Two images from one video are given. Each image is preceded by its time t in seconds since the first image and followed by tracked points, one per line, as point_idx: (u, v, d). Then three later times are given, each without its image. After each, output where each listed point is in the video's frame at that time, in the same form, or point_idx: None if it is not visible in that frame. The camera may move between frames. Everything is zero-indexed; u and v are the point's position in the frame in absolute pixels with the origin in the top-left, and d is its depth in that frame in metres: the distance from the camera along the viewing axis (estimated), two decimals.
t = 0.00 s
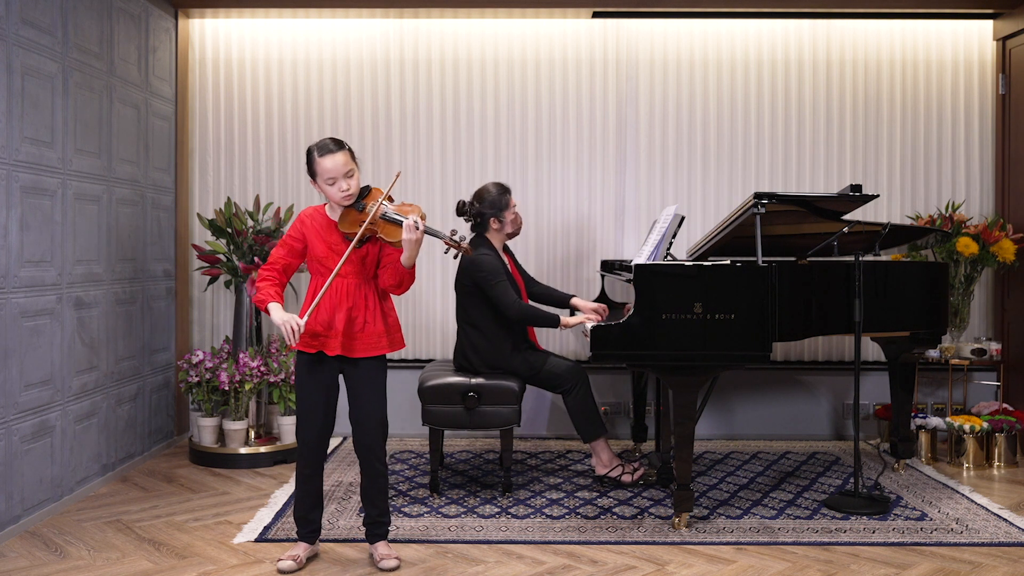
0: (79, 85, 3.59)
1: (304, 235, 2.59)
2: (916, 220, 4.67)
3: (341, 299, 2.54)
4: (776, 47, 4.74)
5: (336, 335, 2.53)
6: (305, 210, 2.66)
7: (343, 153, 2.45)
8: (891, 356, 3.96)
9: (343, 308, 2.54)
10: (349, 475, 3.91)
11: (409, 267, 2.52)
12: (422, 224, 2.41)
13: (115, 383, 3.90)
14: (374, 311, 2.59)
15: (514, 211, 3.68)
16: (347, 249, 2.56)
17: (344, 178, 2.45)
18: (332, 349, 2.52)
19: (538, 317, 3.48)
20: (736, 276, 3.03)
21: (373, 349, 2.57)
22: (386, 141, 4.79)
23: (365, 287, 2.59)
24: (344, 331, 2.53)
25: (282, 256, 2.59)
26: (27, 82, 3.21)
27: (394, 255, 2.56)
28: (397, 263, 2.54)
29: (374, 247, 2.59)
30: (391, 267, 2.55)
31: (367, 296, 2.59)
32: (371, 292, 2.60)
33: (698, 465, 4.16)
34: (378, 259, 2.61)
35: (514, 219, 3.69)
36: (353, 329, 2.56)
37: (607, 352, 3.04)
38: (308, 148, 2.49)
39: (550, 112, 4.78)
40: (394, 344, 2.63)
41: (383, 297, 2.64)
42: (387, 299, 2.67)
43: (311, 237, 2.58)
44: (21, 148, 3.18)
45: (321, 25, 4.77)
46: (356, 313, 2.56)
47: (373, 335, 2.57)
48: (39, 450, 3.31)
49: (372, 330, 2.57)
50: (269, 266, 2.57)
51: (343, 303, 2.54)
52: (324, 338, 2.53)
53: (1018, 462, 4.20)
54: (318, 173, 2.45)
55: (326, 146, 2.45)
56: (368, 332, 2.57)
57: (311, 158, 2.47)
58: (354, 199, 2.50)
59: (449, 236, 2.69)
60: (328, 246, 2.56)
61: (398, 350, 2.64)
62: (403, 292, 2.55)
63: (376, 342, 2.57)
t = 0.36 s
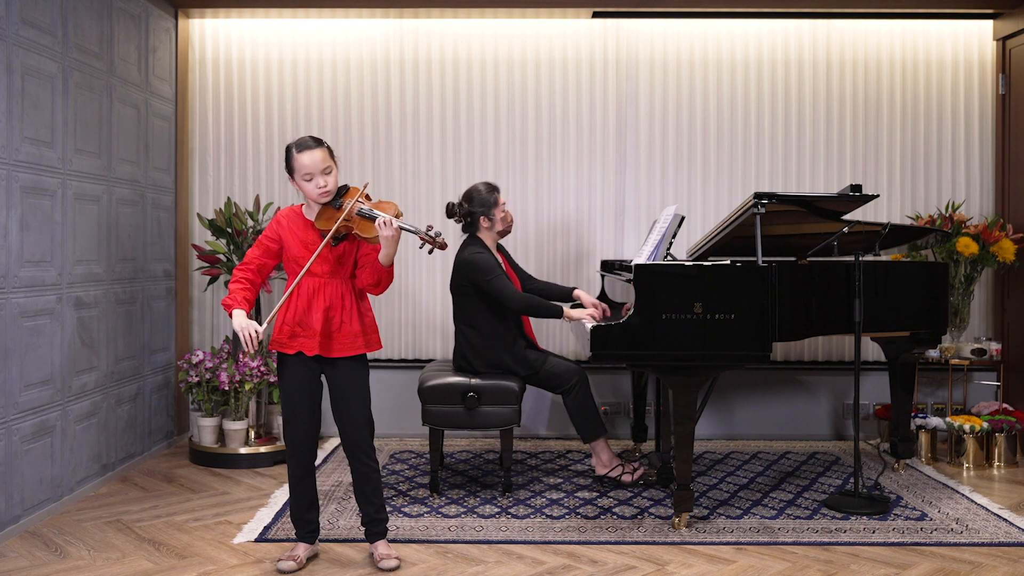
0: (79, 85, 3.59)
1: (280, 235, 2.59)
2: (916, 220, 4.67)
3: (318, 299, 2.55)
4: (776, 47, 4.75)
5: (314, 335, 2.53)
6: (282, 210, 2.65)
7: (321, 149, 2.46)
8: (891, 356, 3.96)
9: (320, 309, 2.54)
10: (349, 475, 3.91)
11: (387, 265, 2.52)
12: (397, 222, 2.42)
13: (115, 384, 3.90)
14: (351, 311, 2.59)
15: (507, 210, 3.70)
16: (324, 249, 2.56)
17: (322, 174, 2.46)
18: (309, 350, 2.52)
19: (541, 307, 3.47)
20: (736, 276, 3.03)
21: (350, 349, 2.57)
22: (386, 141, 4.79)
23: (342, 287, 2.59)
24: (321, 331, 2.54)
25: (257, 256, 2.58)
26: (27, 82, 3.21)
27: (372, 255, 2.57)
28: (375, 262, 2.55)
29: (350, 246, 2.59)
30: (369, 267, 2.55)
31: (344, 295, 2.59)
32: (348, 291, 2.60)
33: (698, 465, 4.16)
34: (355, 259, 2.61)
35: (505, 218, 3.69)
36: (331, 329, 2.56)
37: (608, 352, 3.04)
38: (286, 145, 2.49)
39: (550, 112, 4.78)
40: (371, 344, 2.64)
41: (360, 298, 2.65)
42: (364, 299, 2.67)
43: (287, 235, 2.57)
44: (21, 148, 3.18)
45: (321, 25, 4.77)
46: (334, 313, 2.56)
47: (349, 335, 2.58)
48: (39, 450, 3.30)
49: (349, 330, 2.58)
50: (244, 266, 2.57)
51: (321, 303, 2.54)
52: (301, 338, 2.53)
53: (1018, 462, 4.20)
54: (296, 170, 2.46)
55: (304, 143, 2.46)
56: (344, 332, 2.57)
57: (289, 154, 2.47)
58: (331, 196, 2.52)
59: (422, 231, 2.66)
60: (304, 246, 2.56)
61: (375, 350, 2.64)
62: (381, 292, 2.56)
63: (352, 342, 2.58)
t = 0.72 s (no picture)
0: (79, 85, 3.59)
1: (273, 235, 2.57)
2: (916, 220, 4.67)
3: (316, 299, 2.53)
4: (776, 47, 4.74)
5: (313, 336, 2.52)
6: (271, 210, 2.62)
7: (316, 148, 2.48)
8: (891, 356, 3.96)
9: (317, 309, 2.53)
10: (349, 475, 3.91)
11: (394, 265, 2.56)
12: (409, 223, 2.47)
13: (115, 384, 3.90)
14: (348, 310, 2.59)
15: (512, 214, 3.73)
16: (320, 249, 2.55)
17: (319, 173, 2.47)
18: (308, 351, 2.52)
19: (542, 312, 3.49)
20: (736, 276, 3.03)
21: (349, 348, 2.57)
22: (386, 141, 4.79)
23: (339, 286, 2.59)
24: (321, 331, 2.53)
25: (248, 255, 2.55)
26: (27, 82, 3.21)
27: (373, 256, 2.62)
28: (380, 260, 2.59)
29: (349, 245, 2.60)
30: (373, 267, 2.59)
31: (341, 295, 2.59)
32: (344, 290, 2.60)
33: (698, 465, 4.16)
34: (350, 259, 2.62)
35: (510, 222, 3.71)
36: (329, 329, 2.55)
37: (608, 352, 3.04)
38: (279, 145, 2.50)
39: (550, 112, 4.78)
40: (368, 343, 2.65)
41: (355, 297, 2.65)
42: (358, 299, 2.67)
43: (281, 234, 2.56)
44: (21, 148, 3.18)
45: (321, 25, 4.77)
46: (332, 313, 2.56)
47: (347, 334, 2.58)
48: (39, 450, 3.30)
49: (348, 330, 2.58)
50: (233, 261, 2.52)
51: (319, 303, 2.54)
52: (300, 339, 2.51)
53: (1018, 462, 4.20)
54: (291, 169, 2.46)
55: (297, 143, 2.48)
56: (341, 332, 2.57)
57: (283, 154, 2.48)
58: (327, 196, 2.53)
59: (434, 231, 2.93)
60: (299, 246, 2.54)
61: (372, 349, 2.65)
62: (387, 289, 2.60)
63: (350, 342, 2.58)
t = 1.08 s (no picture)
0: (79, 85, 3.59)
1: (286, 236, 2.58)
2: (916, 220, 4.67)
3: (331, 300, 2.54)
4: (776, 47, 4.74)
5: (328, 337, 2.52)
6: (282, 211, 2.63)
7: (322, 152, 2.46)
8: (891, 356, 3.97)
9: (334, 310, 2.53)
10: (349, 475, 3.91)
11: (408, 265, 2.55)
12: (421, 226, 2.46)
13: (115, 384, 3.90)
14: (363, 310, 2.60)
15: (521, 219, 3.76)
16: (333, 249, 2.56)
17: (327, 177, 2.46)
18: (325, 353, 2.52)
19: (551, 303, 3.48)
20: (736, 276, 3.03)
21: (364, 347, 2.59)
22: (385, 141, 4.79)
23: (352, 287, 2.57)
24: (336, 332, 2.53)
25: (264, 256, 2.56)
26: (27, 82, 3.21)
27: (386, 256, 2.62)
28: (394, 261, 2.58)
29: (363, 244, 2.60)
30: (386, 267, 2.59)
31: (356, 295, 2.58)
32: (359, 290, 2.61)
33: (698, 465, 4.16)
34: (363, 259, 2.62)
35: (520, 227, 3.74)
36: (344, 329, 2.56)
37: (608, 352, 3.04)
38: (285, 148, 2.48)
39: (550, 112, 4.78)
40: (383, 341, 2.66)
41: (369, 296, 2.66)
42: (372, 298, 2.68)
43: (294, 234, 2.57)
44: (21, 148, 3.18)
45: (321, 25, 4.77)
46: (346, 313, 2.56)
47: (362, 334, 2.59)
48: (39, 450, 3.30)
49: (362, 329, 2.59)
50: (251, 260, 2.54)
51: (334, 304, 2.54)
52: (316, 340, 2.52)
53: (1018, 462, 4.20)
54: (300, 173, 2.45)
55: (303, 147, 2.46)
56: (357, 332, 2.58)
57: (290, 158, 2.46)
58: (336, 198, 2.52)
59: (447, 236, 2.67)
60: (312, 247, 2.55)
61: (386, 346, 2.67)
62: (401, 289, 2.60)
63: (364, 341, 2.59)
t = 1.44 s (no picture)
0: (79, 85, 3.59)
1: (316, 231, 2.62)
2: (916, 220, 4.67)
3: (348, 298, 2.55)
4: (776, 47, 4.74)
5: (343, 334, 2.53)
6: (318, 207, 2.68)
7: (350, 149, 2.45)
8: (891, 356, 3.97)
9: (350, 307, 2.54)
10: (349, 475, 3.91)
11: (421, 265, 2.52)
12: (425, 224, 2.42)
13: (115, 384, 3.90)
14: (381, 310, 2.59)
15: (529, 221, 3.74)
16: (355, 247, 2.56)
17: (352, 174, 2.45)
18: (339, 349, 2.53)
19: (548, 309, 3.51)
20: (737, 276, 3.03)
21: (379, 349, 2.56)
22: (385, 141, 4.79)
23: (370, 285, 2.58)
24: (349, 330, 2.54)
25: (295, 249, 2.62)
26: (27, 82, 3.21)
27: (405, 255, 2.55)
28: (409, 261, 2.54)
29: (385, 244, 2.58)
30: (404, 268, 2.55)
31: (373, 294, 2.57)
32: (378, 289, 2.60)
33: (698, 465, 4.16)
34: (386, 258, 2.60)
35: (526, 228, 3.73)
36: (359, 328, 2.56)
37: (607, 352, 3.04)
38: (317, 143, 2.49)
39: (550, 112, 4.78)
40: (402, 345, 2.62)
41: (392, 297, 2.64)
42: (396, 298, 2.66)
43: (322, 230, 2.61)
44: (21, 148, 3.18)
45: (321, 25, 4.77)
46: (363, 311, 2.56)
47: (378, 334, 2.57)
48: (39, 450, 3.31)
49: (378, 330, 2.57)
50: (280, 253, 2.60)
51: (350, 302, 2.54)
52: (330, 336, 2.54)
53: (1018, 462, 4.20)
54: (325, 169, 2.45)
55: (333, 142, 2.45)
56: (373, 332, 2.56)
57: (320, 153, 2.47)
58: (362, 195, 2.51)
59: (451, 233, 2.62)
60: (337, 243, 2.57)
61: (405, 351, 2.62)
62: (417, 290, 2.56)
63: (381, 342, 2.56)
